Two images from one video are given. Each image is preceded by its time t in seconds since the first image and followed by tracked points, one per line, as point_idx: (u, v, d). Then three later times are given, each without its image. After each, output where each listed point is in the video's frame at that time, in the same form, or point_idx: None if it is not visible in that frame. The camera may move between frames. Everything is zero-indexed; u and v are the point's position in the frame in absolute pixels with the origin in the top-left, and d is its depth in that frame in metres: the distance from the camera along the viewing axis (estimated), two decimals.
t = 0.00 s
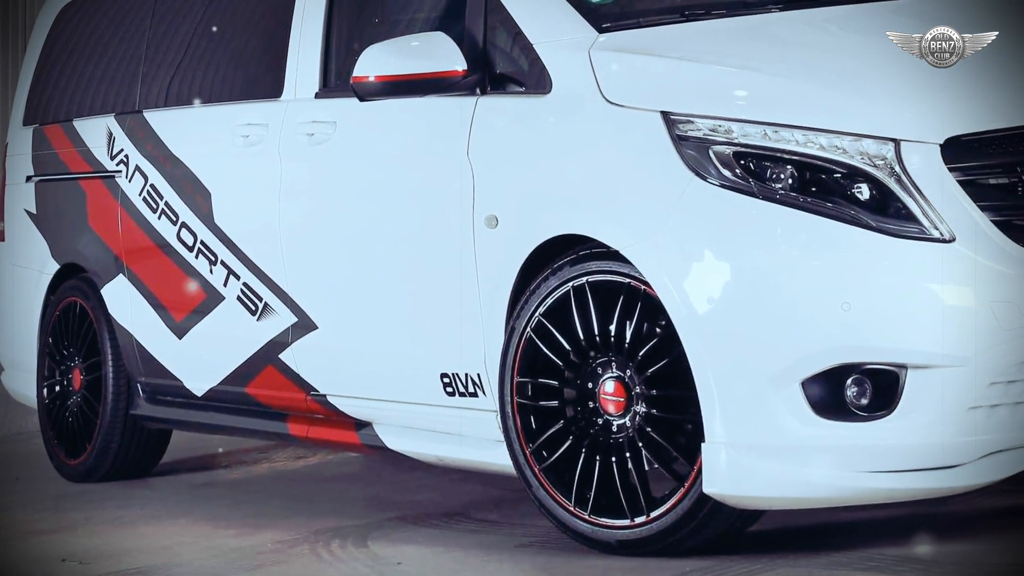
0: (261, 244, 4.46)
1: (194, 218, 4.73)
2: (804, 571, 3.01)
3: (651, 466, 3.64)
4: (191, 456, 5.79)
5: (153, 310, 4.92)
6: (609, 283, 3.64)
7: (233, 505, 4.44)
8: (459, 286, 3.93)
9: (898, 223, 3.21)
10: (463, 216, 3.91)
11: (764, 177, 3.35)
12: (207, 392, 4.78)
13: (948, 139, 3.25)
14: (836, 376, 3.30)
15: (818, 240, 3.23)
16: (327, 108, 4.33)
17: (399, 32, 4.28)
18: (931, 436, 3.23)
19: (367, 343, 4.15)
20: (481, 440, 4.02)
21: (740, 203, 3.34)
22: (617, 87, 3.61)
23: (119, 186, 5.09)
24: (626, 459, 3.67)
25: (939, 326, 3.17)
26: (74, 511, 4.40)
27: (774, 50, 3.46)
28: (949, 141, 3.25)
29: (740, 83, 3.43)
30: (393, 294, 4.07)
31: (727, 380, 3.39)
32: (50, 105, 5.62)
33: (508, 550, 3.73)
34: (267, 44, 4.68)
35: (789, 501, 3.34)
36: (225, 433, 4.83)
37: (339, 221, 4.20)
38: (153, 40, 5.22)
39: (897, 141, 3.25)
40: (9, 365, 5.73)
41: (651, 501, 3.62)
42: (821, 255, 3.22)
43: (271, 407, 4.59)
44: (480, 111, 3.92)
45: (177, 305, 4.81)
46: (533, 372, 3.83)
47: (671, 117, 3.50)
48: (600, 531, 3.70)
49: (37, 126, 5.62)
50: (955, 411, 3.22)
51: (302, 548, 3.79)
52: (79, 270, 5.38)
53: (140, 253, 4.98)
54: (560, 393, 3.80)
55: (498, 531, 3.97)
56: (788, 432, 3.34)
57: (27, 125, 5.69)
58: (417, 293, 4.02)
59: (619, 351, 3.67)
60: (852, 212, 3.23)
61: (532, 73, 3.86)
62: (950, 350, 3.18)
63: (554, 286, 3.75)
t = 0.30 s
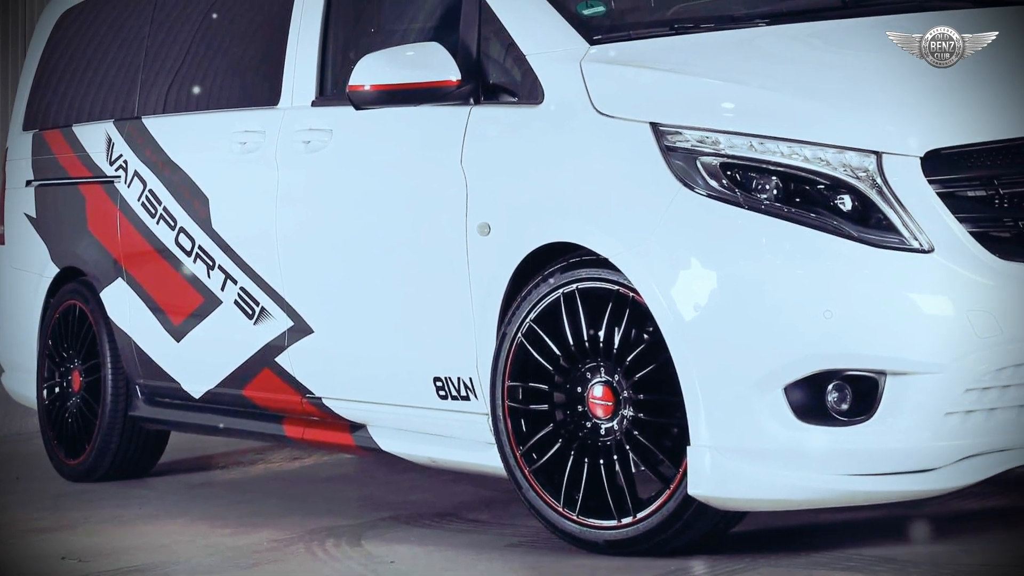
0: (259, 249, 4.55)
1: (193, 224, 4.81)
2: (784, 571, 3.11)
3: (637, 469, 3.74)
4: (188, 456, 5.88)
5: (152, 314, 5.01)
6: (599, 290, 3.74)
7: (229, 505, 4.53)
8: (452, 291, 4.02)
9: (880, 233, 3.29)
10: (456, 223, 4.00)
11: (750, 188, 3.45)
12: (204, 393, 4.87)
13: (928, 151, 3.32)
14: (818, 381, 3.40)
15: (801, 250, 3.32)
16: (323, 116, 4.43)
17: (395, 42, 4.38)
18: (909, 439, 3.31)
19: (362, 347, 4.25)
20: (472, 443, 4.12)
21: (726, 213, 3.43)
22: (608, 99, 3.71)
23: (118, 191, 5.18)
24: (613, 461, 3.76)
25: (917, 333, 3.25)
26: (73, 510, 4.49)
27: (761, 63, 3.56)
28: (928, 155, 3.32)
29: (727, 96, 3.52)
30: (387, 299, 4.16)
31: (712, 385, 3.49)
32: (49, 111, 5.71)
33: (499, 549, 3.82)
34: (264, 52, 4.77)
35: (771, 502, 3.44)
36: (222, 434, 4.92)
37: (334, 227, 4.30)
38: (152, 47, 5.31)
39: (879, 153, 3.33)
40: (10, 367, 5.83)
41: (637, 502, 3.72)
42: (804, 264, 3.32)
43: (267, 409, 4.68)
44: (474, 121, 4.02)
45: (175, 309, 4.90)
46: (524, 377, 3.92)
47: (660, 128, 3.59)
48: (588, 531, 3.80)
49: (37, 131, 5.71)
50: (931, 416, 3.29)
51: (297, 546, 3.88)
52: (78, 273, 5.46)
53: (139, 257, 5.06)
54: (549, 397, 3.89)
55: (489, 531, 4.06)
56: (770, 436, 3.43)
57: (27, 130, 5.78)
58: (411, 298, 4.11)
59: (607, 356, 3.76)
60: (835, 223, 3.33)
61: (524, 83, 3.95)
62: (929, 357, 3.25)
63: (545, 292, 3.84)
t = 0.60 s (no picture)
0: (256, 254, 4.64)
1: (191, 229, 4.90)
2: (767, 570, 3.20)
3: (626, 471, 3.82)
4: (186, 457, 5.96)
5: (150, 317, 5.09)
6: (589, 296, 3.82)
7: (226, 505, 4.62)
8: (446, 296, 4.11)
9: (863, 243, 3.38)
10: (450, 230, 4.09)
11: (737, 198, 3.54)
12: (202, 395, 4.95)
13: (910, 163, 3.40)
14: (801, 387, 3.49)
15: (786, 258, 3.41)
16: (319, 123, 4.51)
17: (391, 52, 4.46)
18: (890, 443, 3.40)
19: (357, 351, 4.33)
20: (464, 445, 4.21)
21: (714, 222, 3.52)
22: (599, 109, 3.80)
23: (117, 196, 5.26)
24: (602, 463, 3.85)
25: (899, 341, 3.33)
26: (73, 510, 4.57)
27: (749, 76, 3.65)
28: (911, 165, 3.40)
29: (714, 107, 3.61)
30: (382, 303, 4.24)
31: (699, 390, 3.57)
32: (49, 117, 5.79)
33: (491, 549, 3.91)
34: (262, 61, 4.85)
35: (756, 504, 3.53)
36: (220, 436, 5.01)
37: (330, 233, 4.38)
38: (151, 55, 5.39)
39: (863, 164, 3.42)
40: (10, 369, 5.91)
41: (625, 504, 3.81)
42: (789, 272, 3.41)
43: (264, 411, 4.77)
44: (468, 130, 4.10)
45: (173, 313, 4.98)
46: (516, 381, 4.01)
47: (650, 138, 3.68)
48: (577, 531, 3.89)
49: (37, 136, 5.79)
50: (910, 421, 3.38)
51: (293, 545, 3.96)
52: (78, 277, 5.55)
53: (138, 262, 5.15)
54: (540, 401, 3.98)
55: (481, 531, 4.15)
56: (756, 440, 3.53)
57: (27, 135, 5.86)
58: (405, 303, 4.19)
59: (597, 361, 3.84)
60: (820, 233, 3.42)
61: (518, 93, 4.04)
62: (910, 363, 3.33)
63: (537, 298, 3.94)
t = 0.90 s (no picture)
0: (253, 259, 4.74)
1: (189, 234, 5.00)
2: (748, 570, 3.30)
3: (613, 473, 3.92)
4: (183, 458, 6.06)
5: (149, 321, 5.19)
6: (579, 303, 3.92)
7: (222, 504, 4.71)
8: (439, 302, 4.21)
9: (844, 253, 3.48)
10: (444, 237, 4.19)
11: (723, 208, 3.65)
12: (200, 398, 5.05)
13: (890, 175, 3.50)
14: (784, 392, 3.60)
15: (770, 268, 3.52)
16: (316, 132, 4.61)
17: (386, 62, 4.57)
18: (869, 447, 3.51)
19: (352, 355, 4.43)
20: (457, 447, 4.31)
21: (700, 232, 3.63)
22: (590, 119, 3.90)
23: (117, 201, 5.35)
24: (590, 466, 3.95)
25: (879, 348, 3.43)
26: (73, 509, 4.67)
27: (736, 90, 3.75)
28: (892, 178, 3.51)
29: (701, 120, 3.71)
30: (377, 308, 4.34)
31: (685, 395, 3.68)
32: (49, 123, 5.89)
33: (482, 549, 4.01)
34: (259, 69, 4.95)
35: (739, 506, 3.63)
36: (217, 437, 5.11)
37: (327, 240, 4.48)
38: (150, 63, 5.49)
39: (845, 176, 3.52)
40: (11, 371, 6.01)
41: (613, 505, 3.91)
42: (773, 281, 3.51)
43: (261, 413, 4.87)
44: (461, 139, 4.21)
45: (172, 317, 5.08)
46: (507, 385, 4.11)
47: (639, 149, 3.78)
48: (565, 532, 3.99)
49: (37, 141, 5.89)
50: (889, 426, 3.47)
51: (289, 544, 4.06)
52: (78, 281, 5.64)
53: (137, 267, 5.24)
54: (530, 405, 4.08)
55: (472, 531, 4.25)
56: (739, 444, 3.63)
57: (28, 141, 5.96)
58: (399, 308, 4.29)
59: (586, 367, 3.94)
60: (803, 242, 3.53)
61: (510, 103, 4.15)
62: (888, 369, 3.43)
63: (528, 304, 4.03)
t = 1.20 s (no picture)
0: (250, 265, 4.84)
1: (187, 240, 5.09)
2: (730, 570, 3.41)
3: (601, 475, 4.03)
4: (181, 459, 6.16)
5: (148, 325, 5.29)
6: (568, 310, 4.02)
7: (219, 504, 4.81)
8: (432, 308, 4.31)
9: (826, 263, 3.58)
10: (437, 244, 4.28)
11: (710, 218, 3.73)
12: (198, 400, 5.15)
13: (873, 188, 3.61)
14: (767, 397, 3.69)
15: (755, 277, 3.61)
16: (313, 140, 4.71)
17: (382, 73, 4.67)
18: (850, 451, 3.61)
19: (347, 359, 4.53)
20: (450, 450, 4.41)
21: (687, 241, 3.72)
22: (581, 130, 3.99)
23: (116, 207, 5.45)
24: (579, 468, 4.05)
25: (859, 355, 3.53)
26: (73, 508, 4.76)
27: (722, 102, 3.86)
28: (873, 191, 3.61)
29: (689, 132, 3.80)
30: (371, 313, 4.44)
31: (671, 399, 3.77)
32: (50, 129, 5.99)
33: (473, 548, 4.11)
34: (256, 78, 5.05)
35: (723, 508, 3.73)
36: (215, 439, 5.21)
37: (323, 246, 4.58)
38: (149, 71, 5.59)
39: (828, 188, 3.62)
40: (13, 373, 6.12)
41: (601, 506, 4.01)
42: (757, 289, 3.60)
43: (258, 416, 4.97)
44: (455, 149, 4.30)
45: (170, 320, 5.18)
46: (498, 389, 4.21)
47: (628, 160, 3.87)
48: (554, 532, 4.09)
49: (37, 147, 5.99)
50: (867, 431, 3.57)
51: (285, 543, 4.16)
52: (77, 285, 5.74)
53: (136, 271, 5.34)
54: (521, 409, 4.19)
55: (464, 531, 4.35)
56: (723, 448, 3.73)
57: (28, 147, 6.06)
58: (393, 313, 4.39)
59: (575, 372, 4.04)
60: (786, 252, 3.62)
61: (503, 114, 4.23)
62: (868, 376, 3.53)
63: (519, 311, 4.13)
